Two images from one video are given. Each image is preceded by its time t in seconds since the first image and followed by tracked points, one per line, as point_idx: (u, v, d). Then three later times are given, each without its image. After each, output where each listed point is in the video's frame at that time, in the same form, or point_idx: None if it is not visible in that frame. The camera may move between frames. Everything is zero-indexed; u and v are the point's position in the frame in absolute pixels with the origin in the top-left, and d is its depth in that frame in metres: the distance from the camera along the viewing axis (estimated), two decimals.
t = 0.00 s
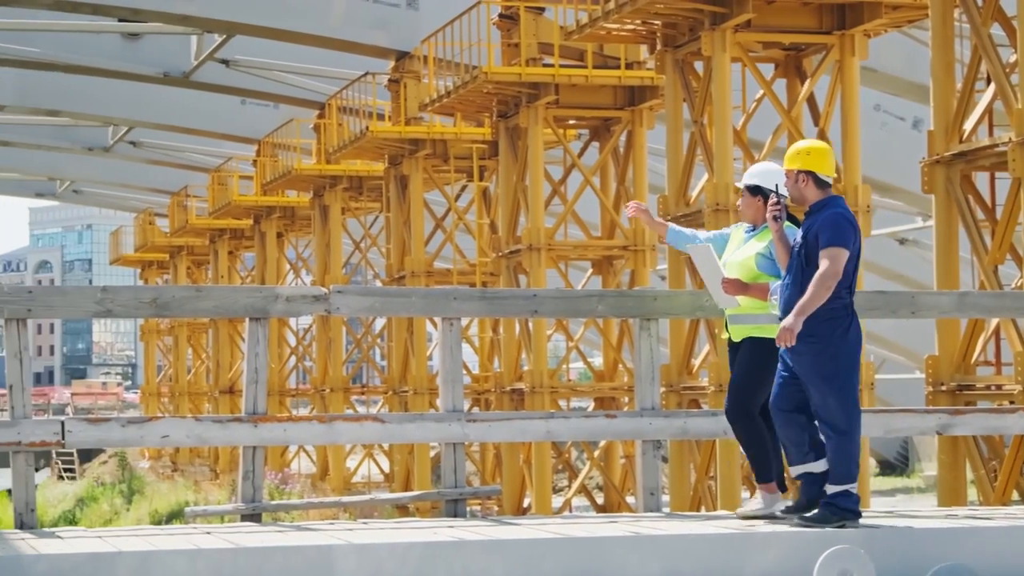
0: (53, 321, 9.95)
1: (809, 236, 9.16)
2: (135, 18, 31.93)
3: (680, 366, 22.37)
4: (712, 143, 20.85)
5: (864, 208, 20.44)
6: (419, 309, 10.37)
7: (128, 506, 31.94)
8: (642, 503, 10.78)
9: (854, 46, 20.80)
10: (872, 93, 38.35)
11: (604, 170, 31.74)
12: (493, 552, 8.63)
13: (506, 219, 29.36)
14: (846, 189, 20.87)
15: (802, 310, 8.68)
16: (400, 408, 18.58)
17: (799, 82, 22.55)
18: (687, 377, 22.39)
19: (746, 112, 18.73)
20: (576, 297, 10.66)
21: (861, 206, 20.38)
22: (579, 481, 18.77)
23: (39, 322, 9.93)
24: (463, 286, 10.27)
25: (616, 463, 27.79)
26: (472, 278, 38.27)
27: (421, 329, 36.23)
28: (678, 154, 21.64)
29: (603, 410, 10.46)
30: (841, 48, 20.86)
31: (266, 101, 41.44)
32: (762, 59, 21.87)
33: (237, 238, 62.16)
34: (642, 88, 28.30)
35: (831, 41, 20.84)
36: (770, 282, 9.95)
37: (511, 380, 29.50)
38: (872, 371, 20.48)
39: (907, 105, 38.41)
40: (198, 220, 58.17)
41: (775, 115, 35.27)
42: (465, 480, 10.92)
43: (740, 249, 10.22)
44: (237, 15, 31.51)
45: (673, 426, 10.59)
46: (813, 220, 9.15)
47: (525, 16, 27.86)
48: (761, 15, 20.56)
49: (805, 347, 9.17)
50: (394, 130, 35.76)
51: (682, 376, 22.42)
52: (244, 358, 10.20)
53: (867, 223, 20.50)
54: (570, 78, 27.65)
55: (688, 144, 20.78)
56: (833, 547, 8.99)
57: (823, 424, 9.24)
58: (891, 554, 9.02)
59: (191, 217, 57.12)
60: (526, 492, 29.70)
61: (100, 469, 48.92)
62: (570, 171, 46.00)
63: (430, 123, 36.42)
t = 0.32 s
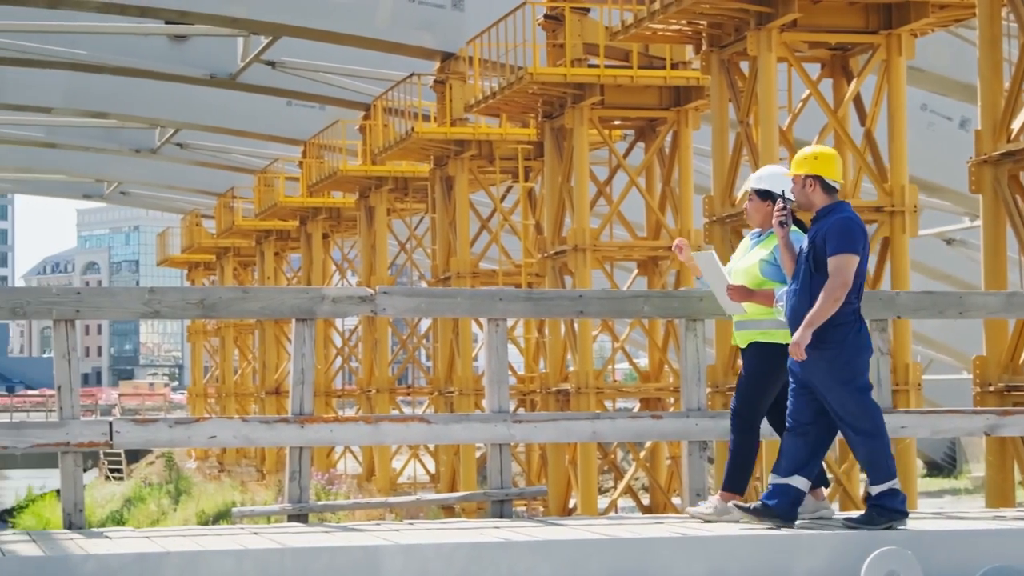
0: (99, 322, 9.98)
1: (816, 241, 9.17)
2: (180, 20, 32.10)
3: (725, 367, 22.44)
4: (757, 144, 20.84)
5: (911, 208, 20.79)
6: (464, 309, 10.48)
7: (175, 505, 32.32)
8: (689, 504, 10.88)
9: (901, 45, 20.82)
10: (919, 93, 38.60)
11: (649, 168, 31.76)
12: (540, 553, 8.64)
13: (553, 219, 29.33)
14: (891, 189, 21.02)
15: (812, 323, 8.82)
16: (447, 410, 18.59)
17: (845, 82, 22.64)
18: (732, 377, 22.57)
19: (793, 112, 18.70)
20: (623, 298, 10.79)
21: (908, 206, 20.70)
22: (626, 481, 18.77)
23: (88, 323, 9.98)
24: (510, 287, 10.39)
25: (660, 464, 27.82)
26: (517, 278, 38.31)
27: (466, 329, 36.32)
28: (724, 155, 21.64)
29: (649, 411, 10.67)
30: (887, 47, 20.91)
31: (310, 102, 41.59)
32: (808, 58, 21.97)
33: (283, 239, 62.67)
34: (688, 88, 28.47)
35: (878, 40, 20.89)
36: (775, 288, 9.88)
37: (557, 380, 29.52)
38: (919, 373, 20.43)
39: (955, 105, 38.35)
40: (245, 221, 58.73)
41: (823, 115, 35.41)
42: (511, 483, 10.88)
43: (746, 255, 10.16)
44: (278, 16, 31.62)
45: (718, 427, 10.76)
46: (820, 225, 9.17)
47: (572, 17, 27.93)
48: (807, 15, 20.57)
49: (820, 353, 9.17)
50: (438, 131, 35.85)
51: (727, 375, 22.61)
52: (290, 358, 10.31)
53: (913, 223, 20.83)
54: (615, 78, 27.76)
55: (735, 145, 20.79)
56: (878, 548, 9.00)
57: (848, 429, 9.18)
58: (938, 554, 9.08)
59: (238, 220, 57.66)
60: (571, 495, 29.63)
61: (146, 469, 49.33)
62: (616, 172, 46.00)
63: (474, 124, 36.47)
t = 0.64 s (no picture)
0: (148, 322, 10.03)
1: (817, 238, 9.28)
2: (228, 22, 32.26)
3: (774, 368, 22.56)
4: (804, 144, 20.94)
5: (960, 208, 20.78)
6: (511, 310, 10.55)
7: (225, 505, 32.57)
8: (737, 505, 10.92)
9: (949, 44, 20.83)
10: (969, 92, 38.15)
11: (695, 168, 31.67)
12: (587, 554, 8.66)
13: (600, 220, 29.30)
14: (940, 190, 21.02)
15: (844, 315, 8.85)
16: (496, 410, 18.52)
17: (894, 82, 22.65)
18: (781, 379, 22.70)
19: (840, 112, 18.67)
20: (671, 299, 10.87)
21: (957, 206, 20.69)
22: (674, 482, 18.73)
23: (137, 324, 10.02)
24: (558, 287, 10.47)
25: (709, 465, 27.85)
26: (564, 279, 38.36)
27: (513, 330, 36.41)
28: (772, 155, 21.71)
29: (697, 413, 10.73)
30: (936, 47, 20.91)
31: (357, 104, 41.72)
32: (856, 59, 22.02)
33: (330, 240, 63.02)
34: (735, 88, 28.39)
35: (926, 40, 20.88)
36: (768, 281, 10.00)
37: (604, 382, 29.47)
38: (969, 374, 20.49)
39: (1004, 105, 38.02)
40: (292, 222, 59.18)
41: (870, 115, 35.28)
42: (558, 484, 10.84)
43: (742, 251, 10.31)
44: (321, 17, 31.73)
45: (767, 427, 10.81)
46: (821, 222, 9.29)
47: (619, 17, 27.98)
48: (854, 15, 20.68)
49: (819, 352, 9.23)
50: (486, 131, 35.95)
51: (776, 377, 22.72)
52: (338, 360, 10.29)
53: (962, 224, 20.83)
54: (663, 78, 27.79)
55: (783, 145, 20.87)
56: (928, 549, 9.01)
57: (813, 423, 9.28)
58: (988, 554, 9.12)
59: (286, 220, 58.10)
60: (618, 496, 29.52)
61: (193, 469, 49.61)
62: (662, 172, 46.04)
63: (522, 125, 36.53)
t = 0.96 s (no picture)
0: (192, 323, 10.03)
1: (825, 240, 9.34)
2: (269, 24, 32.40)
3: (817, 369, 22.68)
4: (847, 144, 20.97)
5: (1003, 208, 20.74)
6: (553, 310, 10.56)
7: (267, 505, 32.71)
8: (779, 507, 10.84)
9: (993, 44, 20.78)
10: (1013, 92, 38.15)
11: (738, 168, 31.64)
12: (630, 555, 8.67)
13: (642, 220, 29.35)
14: (984, 189, 20.96)
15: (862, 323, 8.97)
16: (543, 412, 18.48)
17: (938, 81, 22.62)
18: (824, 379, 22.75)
19: (883, 112, 18.64)
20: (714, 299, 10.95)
21: (1000, 207, 20.66)
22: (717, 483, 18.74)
23: (180, 324, 10.00)
24: (601, 288, 10.49)
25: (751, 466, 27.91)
26: (605, 280, 38.40)
27: (555, 331, 36.53)
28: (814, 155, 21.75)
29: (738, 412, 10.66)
30: (980, 46, 20.88)
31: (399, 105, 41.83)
32: (898, 59, 22.02)
33: (371, 241, 63.24)
34: (777, 88, 28.53)
35: (970, 39, 20.88)
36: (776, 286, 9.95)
37: (645, 383, 29.51)
38: (1011, 376, 20.50)
39: None
40: (334, 223, 59.41)
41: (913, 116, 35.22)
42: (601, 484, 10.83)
43: (747, 251, 10.25)
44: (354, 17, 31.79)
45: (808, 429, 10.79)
46: (829, 223, 9.36)
47: (661, 18, 28.02)
48: (897, 15, 20.73)
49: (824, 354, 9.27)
50: (528, 132, 36.04)
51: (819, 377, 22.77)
52: (381, 360, 10.24)
53: (1005, 224, 20.80)
54: (704, 79, 27.89)
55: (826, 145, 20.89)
56: (973, 550, 9.07)
57: (801, 414, 9.32)
58: None
59: (328, 222, 58.48)
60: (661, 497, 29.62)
61: (235, 470, 49.91)
62: (703, 173, 46.07)
63: (563, 126, 36.59)
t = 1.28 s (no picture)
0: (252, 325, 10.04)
1: (832, 244, 9.08)
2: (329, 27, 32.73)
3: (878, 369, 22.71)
4: (907, 144, 20.94)
5: None
6: (613, 312, 10.54)
7: (327, 506, 32.81)
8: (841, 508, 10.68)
9: None
10: None
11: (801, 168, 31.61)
12: (688, 558, 8.67)
13: (700, 221, 29.36)
14: None
15: (865, 336, 8.69)
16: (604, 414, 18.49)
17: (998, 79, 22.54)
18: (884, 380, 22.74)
19: (944, 112, 18.54)
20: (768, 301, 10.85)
21: None
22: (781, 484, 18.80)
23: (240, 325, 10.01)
24: (661, 287, 10.44)
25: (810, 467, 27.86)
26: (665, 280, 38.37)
27: (613, 331, 36.60)
28: (874, 155, 21.72)
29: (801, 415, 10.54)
30: None
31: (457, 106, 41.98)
32: (959, 57, 22.00)
33: (428, 241, 63.51)
34: (837, 87, 28.38)
35: None
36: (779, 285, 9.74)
37: (705, 384, 29.63)
38: None
39: None
40: (393, 224, 59.65)
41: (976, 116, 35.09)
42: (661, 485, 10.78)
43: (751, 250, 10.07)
44: (400, 18, 31.89)
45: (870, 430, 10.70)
46: (838, 228, 9.08)
47: (720, 18, 28.03)
48: (957, 13, 20.72)
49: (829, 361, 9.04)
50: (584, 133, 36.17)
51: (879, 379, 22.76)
52: (440, 362, 10.24)
53: None
54: (763, 79, 27.76)
55: (885, 144, 20.86)
56: None
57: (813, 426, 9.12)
58: None
59: (386, 223, 58.83)
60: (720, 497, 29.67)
61: (295, 470, 50.24)
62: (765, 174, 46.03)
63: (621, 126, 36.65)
